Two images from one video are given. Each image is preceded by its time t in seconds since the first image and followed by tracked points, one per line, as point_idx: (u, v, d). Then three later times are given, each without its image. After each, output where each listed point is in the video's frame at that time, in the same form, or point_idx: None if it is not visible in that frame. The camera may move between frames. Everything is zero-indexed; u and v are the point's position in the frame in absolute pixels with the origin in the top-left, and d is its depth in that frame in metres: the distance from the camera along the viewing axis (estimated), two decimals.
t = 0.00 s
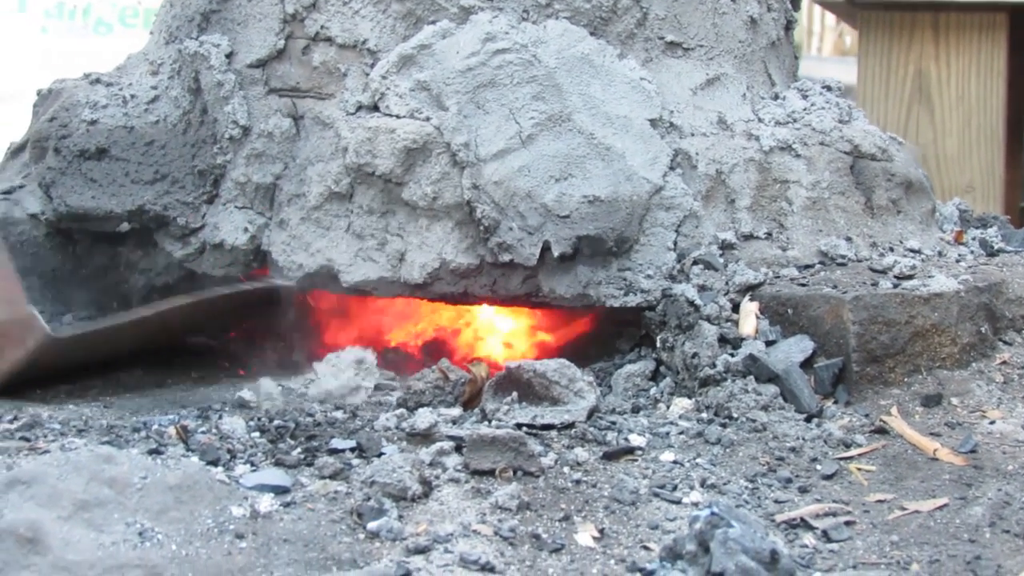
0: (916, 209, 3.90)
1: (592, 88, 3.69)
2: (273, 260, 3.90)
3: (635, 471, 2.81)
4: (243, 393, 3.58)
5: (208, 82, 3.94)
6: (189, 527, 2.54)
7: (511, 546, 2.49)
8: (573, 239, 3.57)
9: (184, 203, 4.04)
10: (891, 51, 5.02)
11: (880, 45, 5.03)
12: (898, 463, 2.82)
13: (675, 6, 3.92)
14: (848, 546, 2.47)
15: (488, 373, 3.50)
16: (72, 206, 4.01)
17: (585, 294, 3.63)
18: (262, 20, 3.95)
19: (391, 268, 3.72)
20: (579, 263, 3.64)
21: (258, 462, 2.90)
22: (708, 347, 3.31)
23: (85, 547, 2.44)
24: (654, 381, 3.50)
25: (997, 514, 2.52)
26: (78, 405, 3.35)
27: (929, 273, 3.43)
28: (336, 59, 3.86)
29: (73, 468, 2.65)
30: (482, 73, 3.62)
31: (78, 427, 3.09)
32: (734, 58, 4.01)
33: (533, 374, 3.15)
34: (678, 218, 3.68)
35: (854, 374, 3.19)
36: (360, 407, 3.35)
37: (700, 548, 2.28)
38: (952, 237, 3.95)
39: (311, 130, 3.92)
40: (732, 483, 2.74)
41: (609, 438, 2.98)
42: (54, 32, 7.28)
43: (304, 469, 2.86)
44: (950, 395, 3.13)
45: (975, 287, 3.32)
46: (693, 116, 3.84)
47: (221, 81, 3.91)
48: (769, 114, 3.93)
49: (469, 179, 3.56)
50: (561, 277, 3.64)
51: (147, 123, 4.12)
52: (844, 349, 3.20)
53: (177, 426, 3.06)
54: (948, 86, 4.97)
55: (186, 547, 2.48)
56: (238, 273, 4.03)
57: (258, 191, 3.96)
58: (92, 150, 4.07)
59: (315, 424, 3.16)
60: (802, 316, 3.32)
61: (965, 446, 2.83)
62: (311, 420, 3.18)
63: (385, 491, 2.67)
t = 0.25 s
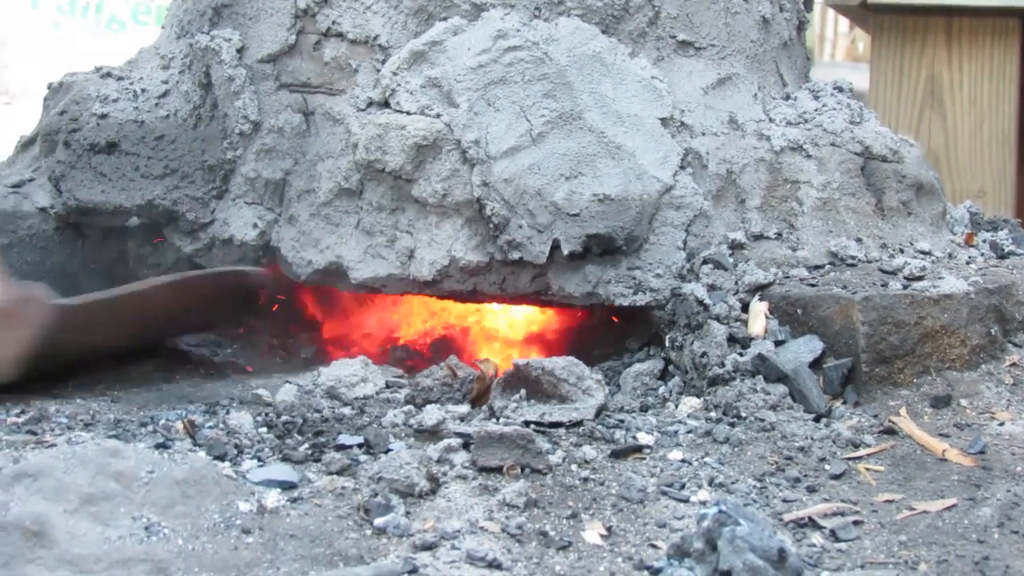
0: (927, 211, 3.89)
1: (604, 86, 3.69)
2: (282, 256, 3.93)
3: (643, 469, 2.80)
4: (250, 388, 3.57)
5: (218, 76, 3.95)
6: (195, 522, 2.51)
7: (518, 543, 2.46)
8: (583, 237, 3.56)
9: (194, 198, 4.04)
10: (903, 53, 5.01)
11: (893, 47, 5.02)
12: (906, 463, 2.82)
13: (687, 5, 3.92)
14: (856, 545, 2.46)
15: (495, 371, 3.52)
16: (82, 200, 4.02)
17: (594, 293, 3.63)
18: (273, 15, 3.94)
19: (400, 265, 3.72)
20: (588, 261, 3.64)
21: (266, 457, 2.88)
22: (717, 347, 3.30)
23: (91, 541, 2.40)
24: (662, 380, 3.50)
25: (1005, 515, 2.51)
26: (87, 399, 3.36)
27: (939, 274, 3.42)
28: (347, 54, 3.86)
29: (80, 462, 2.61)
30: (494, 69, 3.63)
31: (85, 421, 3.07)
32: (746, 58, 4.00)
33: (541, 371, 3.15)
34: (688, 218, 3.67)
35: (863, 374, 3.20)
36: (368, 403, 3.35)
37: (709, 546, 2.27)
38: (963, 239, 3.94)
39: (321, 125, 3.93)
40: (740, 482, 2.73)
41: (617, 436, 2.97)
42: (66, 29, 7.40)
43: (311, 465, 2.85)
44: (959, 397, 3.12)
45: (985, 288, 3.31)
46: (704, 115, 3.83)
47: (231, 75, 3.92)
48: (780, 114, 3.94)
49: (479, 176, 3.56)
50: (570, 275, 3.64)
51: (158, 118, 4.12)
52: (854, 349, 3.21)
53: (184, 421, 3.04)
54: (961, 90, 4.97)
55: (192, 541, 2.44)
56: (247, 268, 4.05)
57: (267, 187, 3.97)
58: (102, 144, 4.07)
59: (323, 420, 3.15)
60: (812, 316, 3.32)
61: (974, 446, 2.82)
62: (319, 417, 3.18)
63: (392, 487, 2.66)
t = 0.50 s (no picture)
0: (936, 203, 3.90)
1: (613, 82, 3.69)
2: (293, 253, 3.94)
3: (656, 462, 2.80)
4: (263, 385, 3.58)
5: (227, 75, 3.98)
6: (209, 518, 2.42)
7: (533, 537, 2.43)
8: (593, 232, 3.56)
9: (203, 197, 4.08)
10: (913, 46, 5.01)
11: (903, 41, 5.01)
12: (919, 454, 2.82)
13: None
14: (869, 536, 2.46)
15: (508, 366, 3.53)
16: (92, 200, 4.03)
17: (605, 289, 3.63)
18: (282, 14, 3.95)
19: (411, 261, 3.73)
20: (598, 257, 3.66)
21: (279, 453, 2.81)
22: (728, 340, 3.31)
23: (106, 537, 2.30)
24: (674, 374, 3.52)
25: (1018, 504, 2.52)
26: (100, 397, 3.32)
27: (949, 266, 3.43)
28: (356, 52, 3.88)
29: (92, 459, 2.52)
30: (503, 66, 3.63)
31: (99, 419, 3.02)
32: (755, 53, 4.00)
33: (554, 366, 3.17)
34: (698, 212, 3.67)
35: (874, 367, 3.20)
36: (381, 399, 3.36)
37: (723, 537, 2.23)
38: (972, 232, 3.94)
39: (330, 123, 3.94)
40: (753, 474, 2.73)
41: (629, 429, 2.99)
42: (73, 32, 7.48)
43: (324, 461, 2.78)
44: (970, 388, 3.12)
45: (995, 280, 3.32)
46: (713, 110, 3.85)
47: (240, 74, 3.94)
48: (789, 108, 3.95)
49: (489, 172, 3.58)
50: (580, 270, 3.65)
51: (167, 117, 4.13)
52: (865, 342, 3.22)
53: (197, 417, 2.98)
54: (969, 84, 4.98)
55: (205, 537, 2.34)
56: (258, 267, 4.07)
57: (277, 185, 3.97)
58: (112, 143, 4.06)
59: (335, 416, 3.12)
60: (823, 309, 3.32)
61: (986, 437, 2.82)
62: (332, 413, 3.14)
63: (405, 482, 2.60)
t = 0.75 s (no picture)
0: (945, 197, 3.89)
1: (621, 76, 3.69)
2: (301, 248, 3.95)
3: (665, 456, 2.81)
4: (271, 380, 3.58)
5: (236, 70, 3.98)
6: (219, 513, 2.41)
7: (543, 531, 2.43)
8: (602, 227, 3.57)
9: (211, 192, 4.08)
10: (919, 39, 5.02)
11: (910, 34, 5.02)
12: (928, 448, 2.82)
13: None
14: (879, 530, 2.46)
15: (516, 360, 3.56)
16: (100, 195, 4.07)
17: (613, 283, 3.65)
18: (289, 8, 3.96)
19: (420, 256, 3.74)
20: (606, 252, 3.67)
21: (289, 448, 2.82)
22: (737, 334, 3.32)
23: (117, 532, 2.28)
24: (683, 368, 3.52)
25: None
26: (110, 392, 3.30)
27: (958, 260, 3.43)
28: (364, 47, 3.88)
29: (103, 454, 2.50)
30: (511, 60, 3.64)
31: (108, 415, 3.02)
32: (763, 46, 4.01)
33: (563, 360, 3.18)
34: (707, 206, 3.68)
35: (883, 360, 3.20)
36: (389, 394, 3.36)
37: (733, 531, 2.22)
38: (981, 225, 3.94)
39: (339, 118, 3.95)
40: (762, 468, 2.74)
41: (639, 423, 2.98)
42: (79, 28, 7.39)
43: (335, 455, 2.79)
44: (980, 381, 3.12)
45: (1005, 273, 3.31)
46: (722, 104, 3.84)
47: (248, 69, 3.94)
48: (798, 102, 3.94)
49: (498, 166, 3.58)
50: (589, 265, 3.66)
51: (175, 113, 4.15)
52: (874, 335, 3.22)
53: (206, 413, 2.97)
54: (976, 77, 4.97)
55: (217, 532, 2.34)
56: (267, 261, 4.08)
57: (286, 180, 3.98)
58: (120, 139, 4.10)
59: (345, 411, 3.11)
60: (832, 302, 3.34)
61: (996, 431, 2.82)
62: (341, 408, 3.14)
63: (415, 476, 2.60)
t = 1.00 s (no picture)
0: (955, 202, 3.89)
1: (632, 79, 3.69)
2: (311, 251, 3.96)
3: (674, 461, 2.81)
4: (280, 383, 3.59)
5: (247, 72, 3.99)
6: (228, 516, 2.42)
7: (551, 536, 2.43)
8: (612, 231, 3.58)
9: (222, 194, 4.11)
10: (929, 43, 5.02)
11: (920, 38, 5.04)
12: (938, 453, 2.82)
13: None
14: (888, 536, 2.46)
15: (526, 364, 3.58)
16: (110, 196, 4.10)
17: (623, 287, 3.64)
18: (301, 11, 3.97)
19: (430, 259, 3.75)
20: (615, 255, 3.67)
21: (298, 451, 2.83)
22: (747, 338, 3.32)
23: (125, 535, 2.29)
24: (692, 373, 3.52)
25: None
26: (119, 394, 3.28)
27: (969, 265, 3.42)
28: (375, 49, 3.89)
29: (112, 457, 2.50)
30: (521, 63, 3.64)
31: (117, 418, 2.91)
32: (774, 50, 4.01)
33: (572, 364, 3.18)
34: (717, 210, 3.68)
35: (893, 365, 3.20)
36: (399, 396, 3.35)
37: (741, 536, 2.22)
38: (992, 230, 3.93)
39: (349, 121, 3.94)
40: (771, 473, 2.74)
41: (648, 428, 2.99)
42: (89, 29, 7.32)
43: (343, 458, 2.79)
44: (990, 387, 3.11)
45: (1016, 279, 3.31)
46: (732, 108, 3.85)
47: (260, 71, 3.95)
48: (809, 105, 3.94)
49: (508, 170, 3.59)
50: (599, 269, 3.67)
51: (186, 114, 4.20)
52: (884, 340, 3.22)
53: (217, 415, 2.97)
54: (987, 81, 4.96)
55: (225, 535, 2.35)
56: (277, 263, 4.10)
57: (296, 182, 3.99)
58: (131, 140, 4.16)
59: (353, 414, 3.10)
60: (842, 307, 3.35)
61: (1006, 436, 2.81)
62: (350, 411, 3.14)
63: (424, 480, 2.60)
